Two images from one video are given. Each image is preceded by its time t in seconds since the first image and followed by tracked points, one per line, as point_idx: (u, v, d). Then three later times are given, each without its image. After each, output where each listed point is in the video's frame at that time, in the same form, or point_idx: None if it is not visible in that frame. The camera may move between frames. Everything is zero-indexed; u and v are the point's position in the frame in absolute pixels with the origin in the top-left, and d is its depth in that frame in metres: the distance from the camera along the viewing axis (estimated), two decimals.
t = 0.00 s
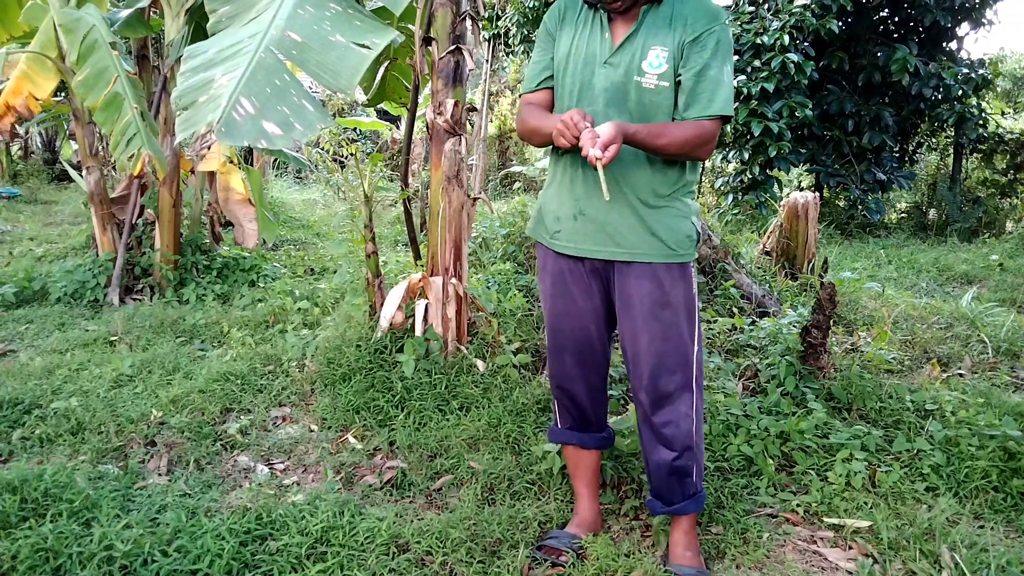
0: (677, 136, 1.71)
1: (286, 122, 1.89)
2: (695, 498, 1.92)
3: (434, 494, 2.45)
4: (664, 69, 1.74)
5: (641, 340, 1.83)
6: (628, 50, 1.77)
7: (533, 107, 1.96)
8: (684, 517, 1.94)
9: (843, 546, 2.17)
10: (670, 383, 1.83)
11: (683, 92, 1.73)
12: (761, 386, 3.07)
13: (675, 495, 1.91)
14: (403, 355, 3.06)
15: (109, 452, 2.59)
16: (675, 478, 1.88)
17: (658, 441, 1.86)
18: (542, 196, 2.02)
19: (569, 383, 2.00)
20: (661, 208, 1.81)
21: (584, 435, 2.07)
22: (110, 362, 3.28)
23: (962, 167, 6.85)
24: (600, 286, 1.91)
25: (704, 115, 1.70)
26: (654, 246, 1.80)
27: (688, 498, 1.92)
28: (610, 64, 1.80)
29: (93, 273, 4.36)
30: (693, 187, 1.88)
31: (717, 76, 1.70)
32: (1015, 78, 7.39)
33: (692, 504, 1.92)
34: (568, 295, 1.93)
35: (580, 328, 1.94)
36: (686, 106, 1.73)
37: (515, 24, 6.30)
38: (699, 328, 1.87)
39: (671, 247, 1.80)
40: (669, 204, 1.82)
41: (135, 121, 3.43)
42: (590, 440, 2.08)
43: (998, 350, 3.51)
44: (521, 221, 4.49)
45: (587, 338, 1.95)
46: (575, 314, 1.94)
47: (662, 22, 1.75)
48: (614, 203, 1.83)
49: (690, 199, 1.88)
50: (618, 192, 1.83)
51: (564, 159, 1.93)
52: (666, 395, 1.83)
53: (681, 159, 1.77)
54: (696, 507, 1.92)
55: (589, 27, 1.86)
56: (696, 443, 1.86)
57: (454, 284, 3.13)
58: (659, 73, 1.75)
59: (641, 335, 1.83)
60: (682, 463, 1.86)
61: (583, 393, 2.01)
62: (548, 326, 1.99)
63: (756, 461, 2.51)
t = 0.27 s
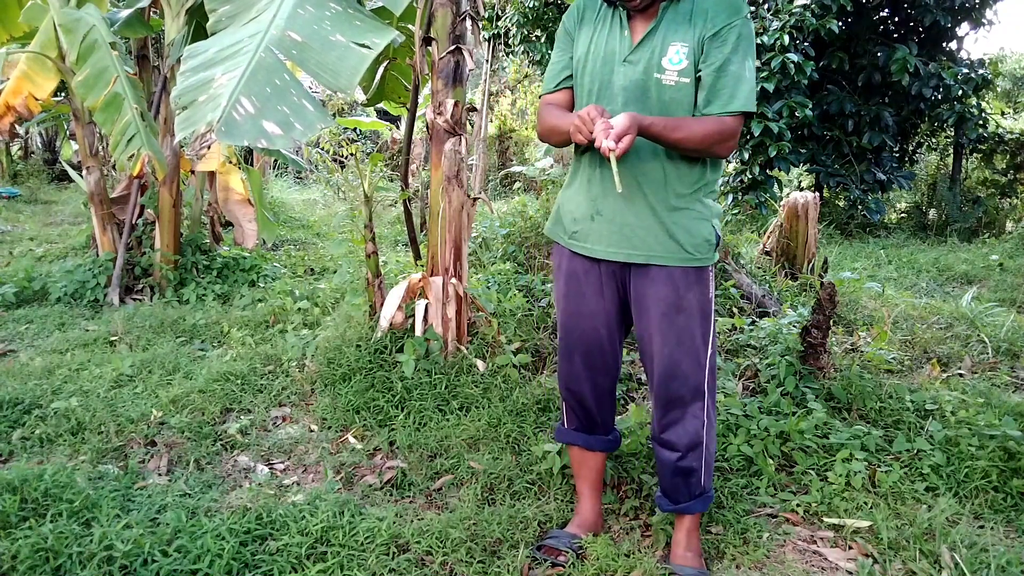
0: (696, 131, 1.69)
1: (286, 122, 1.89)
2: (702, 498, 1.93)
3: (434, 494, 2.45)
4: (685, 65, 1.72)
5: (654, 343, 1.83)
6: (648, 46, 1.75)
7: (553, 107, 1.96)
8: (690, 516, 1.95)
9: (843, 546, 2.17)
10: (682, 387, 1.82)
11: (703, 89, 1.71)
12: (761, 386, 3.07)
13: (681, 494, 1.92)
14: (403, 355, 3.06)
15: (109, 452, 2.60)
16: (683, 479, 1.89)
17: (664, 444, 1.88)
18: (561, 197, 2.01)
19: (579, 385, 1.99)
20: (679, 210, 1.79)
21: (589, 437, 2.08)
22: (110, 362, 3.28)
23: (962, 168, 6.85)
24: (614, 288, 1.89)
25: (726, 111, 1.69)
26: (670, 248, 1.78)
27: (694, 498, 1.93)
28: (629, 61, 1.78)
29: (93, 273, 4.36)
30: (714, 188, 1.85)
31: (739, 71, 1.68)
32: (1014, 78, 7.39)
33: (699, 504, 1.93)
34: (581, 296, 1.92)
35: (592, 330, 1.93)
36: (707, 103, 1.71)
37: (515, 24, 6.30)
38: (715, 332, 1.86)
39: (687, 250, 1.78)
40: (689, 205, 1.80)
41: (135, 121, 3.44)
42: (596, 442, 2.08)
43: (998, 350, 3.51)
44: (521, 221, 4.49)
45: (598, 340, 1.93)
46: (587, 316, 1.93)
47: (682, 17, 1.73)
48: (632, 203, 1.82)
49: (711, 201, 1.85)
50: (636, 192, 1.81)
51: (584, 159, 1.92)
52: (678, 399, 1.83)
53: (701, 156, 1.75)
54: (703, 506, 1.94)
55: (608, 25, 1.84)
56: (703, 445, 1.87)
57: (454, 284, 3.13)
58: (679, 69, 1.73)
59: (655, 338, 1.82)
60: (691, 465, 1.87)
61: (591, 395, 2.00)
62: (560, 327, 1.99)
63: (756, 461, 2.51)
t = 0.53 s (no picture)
0: (705, 130, 1.68)
1: (286, 122, 1.89)
2: (706, 499, 1.93)
3: (434, 494, 2.45)
4: (696, 64, 1.71)
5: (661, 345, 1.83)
6: (659, 45, 1.75)
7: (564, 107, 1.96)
8: (692, 516, 1.95)
9: (843, 546, 2.17)
10: (689, 391, 1.82)
11: (715, 88, 1.70)
12: (761, 386, 3.07)
13: (684, 495, 1.92)
14: (403, 356, 3.06)
15: (109, 452, 2.59)
16: (687, 481, 1.90)
17: (667, 446, 1.88)
18: (571, 198, 2.01)
19: (583, 386, 1.99)
20: (689, 211, 1.78)
21: (592, 438, 2.07)
22: (110, 362, 3.28)
23: (962, 168, 6.85)
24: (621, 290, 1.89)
25: (738, 111, 1.67)
26: (679, 251, 1.78)
27: (698, 499, 1.92)
28: (641, 60, 1.78)
29: (93, 273, 4.36)
30: (726, 190, 1.83)
31: (752, 70, 1.67)
32: (1014, 78, 7.39)
33: (702, 505, 1.92)
34: (588, 297, 1.92)
35: (597, 331, 1.93)
36: (719, 102, 1.70)
37: (515, 24, 6.30)
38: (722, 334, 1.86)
39: (695, 253, 1.77)
40: (700, 207, 1.78)
41: (135, 121, 3.44)
42: (598, 443, 2.07)
43: (998, 350, 3.51)
44: (521, 221, 4.49)
45: (604, 342, 1.93)
46: (592, 317, 1.93)
47: (695, 16, 1.72)
48: (641, 205, 1.81)
49: (723, 202, 1.84)
50: (646, 193, 1.81)
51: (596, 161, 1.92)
52: (684, 402, 1.83)
53: (712, 156, 1.74)
54: (706, 507, 1.93)
55: (621, 24, 1.84)
56: (707, 448, 1.87)
57: (454, 284, 3.13)
58: (691, 68, 1.72)
59: (663, 341, 1.82)
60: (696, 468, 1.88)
61: (595, 396, 2.00)
62: (566, 327, 1.99)
63: (756, 461, 2.51)
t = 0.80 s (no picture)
0: (706, 130, 1.67)
1: (286, 122, 1.89)
2: (706, 500, 1.93)
3: (434, 494, 2.45)
4: (698, 63, 1.71)
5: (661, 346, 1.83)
6: (662, 45, 1.75)
7: (565, 107, 1.96)
8: (692, 517, 1.95)
9: (843, 546, 2.17)
10: (689, 392, 1.82)
11: (717, 87, 1.69)
12: (761, 386, 3.07)
13: (685, 496, 1.92)
14: (403, 355, 3.06)
15: (109, 452, 2.59)
16: (687, 483, 1.90)
17: (667, 447, 1.89)
18: (573, 199, 2.01)
19: (583, 386, 1.99)
20: (691, 212, 1.78)
21: (592, 439, 2.07)
22: (110, 362, 3.28)
23: (962, 168, 6.85)
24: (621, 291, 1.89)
25: (741, 110, 1.67)
26: (679, 251, 1.78)
27: (698, 500, 1.92)
28: (644, 60, 1.78)
29: (93, 273, 4.36)
30: (729, 191, 1.83)
31: (755, 69, 1.66)
32: (1014, 78, 7.39)
33: (702, 506, 1.92)
34: (588, 297, 1.92)
35: (597, 332, 1.93)
36: (721, 102, 1.70)
37: (515, 24, 6.30)
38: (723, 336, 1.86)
39: (696, 254, 1.77)
40: (702, 207, 1.78)
41: (135, 121, 3.44)
42: (598, 443, 2.07)
43: (998, 350, 3.51)
44: (521, 221, 4.49)
45: (604, 343, 1.93)
46: (592, 317, 1.93)
47: (698, 15, 1.72)
48: (642, 205, 1.81)
49: (726, 203, 1.84)
50: (648, 193, 1.80)
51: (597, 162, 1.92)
52: (684, 403, 1.83)
53: (715, 157, 1.73)
54: (706, 509, 1.93)
55: (624, 24, 1.84)
56: (707, 450, 1.87)
57: (454, 284, 3.14)
58: (693, 67, 1.72)
59: (663, 341, 1.82)
60: (695, 470, 1.88)
61: (594, 397, 2.00)
62: (566, 327, 2.00)
63: (756, 461, 2.51)
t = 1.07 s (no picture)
0: (703, 131, 1.67)
1: (286, 122, 1.89)
2: (705, 501, 1.93)
3: (434, 494, 2.45)
4: (696, 62, 1.71)
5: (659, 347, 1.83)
6: (660, 45, 1.75)
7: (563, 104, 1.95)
8: (692, 518, 1.94)
9: (843, 546, 2.17)
10: (687, 393, 1.82)
11: (715, 86, 1.69)
12: (761, 386, 3.07)
13: (684, 497, 1.92)
14: (403, 356, 3.06)
15: (109, 452, 2.59)
16: (687, 484, 1.90)
17: (666, 448, 1.89)
18: (571, 198, 2.01)
19: (581, 387, 1.99)
20: (689, 213, 1.77)
21: (590, 439, 2.07)
22: (110, 362, 3.28)
23: (962, 168, 6.85)
24: (619, 291, 1.89)
25: (739, 110, 1.66)
26: (677, 251, 1.77)
27: (697, 501, 1.92)
28: (642, 59, 1.78)
29: (93, 273, 4.36)
30: (728, 192, 1.82)
31: (753, 68, 1.66)
32: (1014, 78, 7.39)
33: (702, 507, 1.92)
34: (586, 298, 1.92)
35: (595, 332, 1.93)
36: (719, 101, 1.69)
37: (515, 24, 6.30)
38: (721, 336, 1.86)
39: (695, 254, 1.77)
40: (700, 207, 1.78)
41: (135, 121, 3.44)
42: (596, 443, 2.07)
43: (998, 350, 3.51)
44: (521, 221, 4.49)
45: (601, 343, 1.93)
46: (590, 318, 1.93)
47: (697, 14, 1.72)
48: (640, 205, 1.81)
49: (725, 204, 1.83)
50: (645, 194, 1.80)
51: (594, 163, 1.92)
52: (682, 404, 1.83)
53: (714, 157, 1.72)
54: (706, 509, 1.93)
55: (624, 24, 1.84)
56: (706, 451, 1.87)
57: (454, 284, 3.14)
58: (691, 67, 1.72)
59: (661, 343, 1.82)
60: (694, 471, 1.88)
61: (592, 397, 2.00)
62: (564, 327, 2.00)
63: (756, 461, 2.51)
